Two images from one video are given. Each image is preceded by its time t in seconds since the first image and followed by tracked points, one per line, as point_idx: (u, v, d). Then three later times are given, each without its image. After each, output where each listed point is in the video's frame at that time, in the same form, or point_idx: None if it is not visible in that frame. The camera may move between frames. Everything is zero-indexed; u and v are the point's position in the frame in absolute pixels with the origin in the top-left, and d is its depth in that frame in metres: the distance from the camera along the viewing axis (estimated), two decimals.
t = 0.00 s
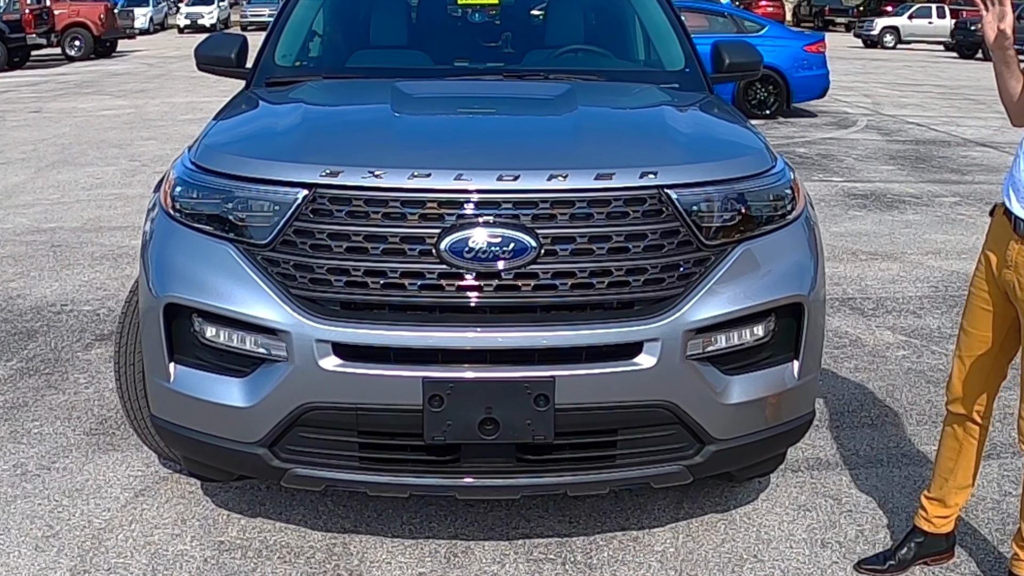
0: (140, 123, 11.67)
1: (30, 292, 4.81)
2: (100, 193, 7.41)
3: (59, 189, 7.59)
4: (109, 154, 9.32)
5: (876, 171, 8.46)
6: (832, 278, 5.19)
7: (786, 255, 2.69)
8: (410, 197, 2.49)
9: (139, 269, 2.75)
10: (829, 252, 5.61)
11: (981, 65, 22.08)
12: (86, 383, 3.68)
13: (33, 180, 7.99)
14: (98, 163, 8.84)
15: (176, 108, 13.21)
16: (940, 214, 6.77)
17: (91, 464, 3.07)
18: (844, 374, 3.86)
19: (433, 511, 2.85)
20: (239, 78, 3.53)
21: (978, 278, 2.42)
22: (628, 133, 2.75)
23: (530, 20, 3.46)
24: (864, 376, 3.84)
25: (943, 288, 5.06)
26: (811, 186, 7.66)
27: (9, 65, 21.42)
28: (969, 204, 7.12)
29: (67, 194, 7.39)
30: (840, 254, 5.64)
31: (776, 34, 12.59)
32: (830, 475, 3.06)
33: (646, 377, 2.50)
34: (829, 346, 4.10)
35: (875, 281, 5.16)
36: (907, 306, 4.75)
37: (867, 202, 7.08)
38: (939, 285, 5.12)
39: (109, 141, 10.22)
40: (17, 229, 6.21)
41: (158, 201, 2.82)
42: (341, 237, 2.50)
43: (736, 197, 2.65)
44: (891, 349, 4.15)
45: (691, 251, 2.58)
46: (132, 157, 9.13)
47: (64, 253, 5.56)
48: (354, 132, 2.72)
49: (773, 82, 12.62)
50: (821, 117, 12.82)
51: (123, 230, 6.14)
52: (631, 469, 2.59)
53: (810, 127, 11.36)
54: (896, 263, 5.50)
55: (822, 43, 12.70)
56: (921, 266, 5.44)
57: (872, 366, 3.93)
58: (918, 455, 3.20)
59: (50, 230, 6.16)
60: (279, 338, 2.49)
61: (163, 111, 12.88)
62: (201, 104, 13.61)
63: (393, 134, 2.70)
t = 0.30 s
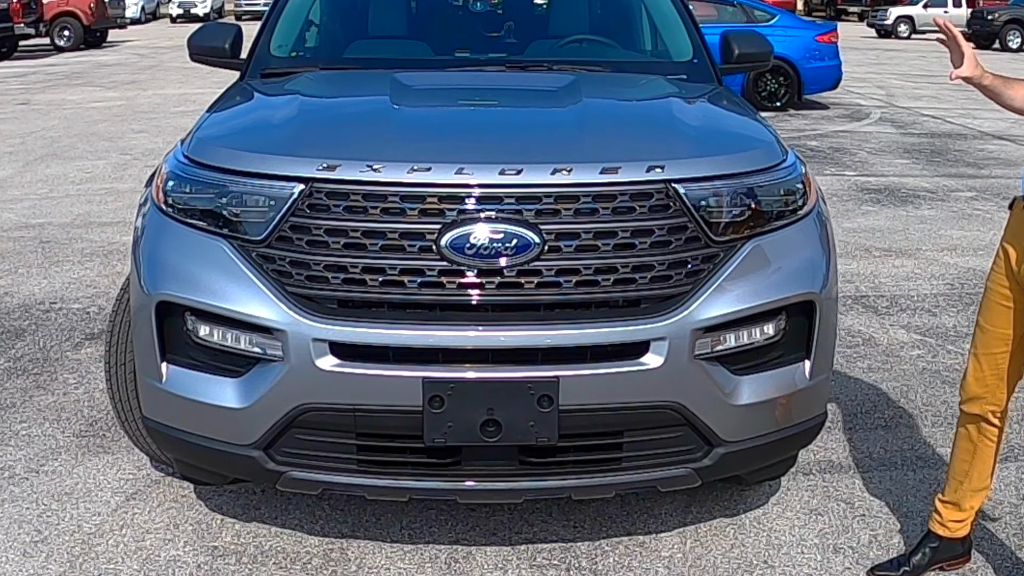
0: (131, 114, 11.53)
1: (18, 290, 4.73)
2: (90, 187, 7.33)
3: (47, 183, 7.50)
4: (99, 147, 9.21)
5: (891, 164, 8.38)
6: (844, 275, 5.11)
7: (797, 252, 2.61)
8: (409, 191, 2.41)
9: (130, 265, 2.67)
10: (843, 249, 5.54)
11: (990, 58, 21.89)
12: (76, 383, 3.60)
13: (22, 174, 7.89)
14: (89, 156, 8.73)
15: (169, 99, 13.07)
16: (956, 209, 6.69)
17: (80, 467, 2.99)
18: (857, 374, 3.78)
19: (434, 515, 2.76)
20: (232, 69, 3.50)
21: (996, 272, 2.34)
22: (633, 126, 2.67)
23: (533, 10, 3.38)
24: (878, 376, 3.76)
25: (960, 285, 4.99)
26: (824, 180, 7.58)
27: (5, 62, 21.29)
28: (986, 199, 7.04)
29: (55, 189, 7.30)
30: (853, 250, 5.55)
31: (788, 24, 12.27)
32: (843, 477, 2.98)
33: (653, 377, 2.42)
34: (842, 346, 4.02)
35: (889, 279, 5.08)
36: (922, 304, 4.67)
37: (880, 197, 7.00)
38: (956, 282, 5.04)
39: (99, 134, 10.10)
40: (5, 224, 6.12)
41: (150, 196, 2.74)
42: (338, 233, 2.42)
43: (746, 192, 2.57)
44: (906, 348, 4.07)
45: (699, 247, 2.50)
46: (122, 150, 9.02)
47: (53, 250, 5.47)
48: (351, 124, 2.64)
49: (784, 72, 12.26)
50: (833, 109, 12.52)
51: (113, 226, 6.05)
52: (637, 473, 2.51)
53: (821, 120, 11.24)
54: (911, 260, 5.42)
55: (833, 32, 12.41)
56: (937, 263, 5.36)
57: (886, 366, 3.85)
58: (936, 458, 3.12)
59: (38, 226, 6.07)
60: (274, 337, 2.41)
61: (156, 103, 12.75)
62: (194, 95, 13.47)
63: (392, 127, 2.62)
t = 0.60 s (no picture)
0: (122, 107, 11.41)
1: (5, 287, 4.65)
2: (80, 181, 7.24)
3: (35, 177, 7.40)
4: (89, 139, 9.11)
5: (907, 158, 8.30)
6: (858, 272, 5.03)
7: (809, 248, 2.53)
8: (409, 185, 2.33)
9: (121, 262, 2.59)
10: (856, 245, 5.46)
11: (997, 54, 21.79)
12: (64, 384, 3.52)
13: (10, 167, 7.79)
14: (78, 149, 8.63)
15: (160, 90, 12.93)
16: (972, 204, 6.61)
17: (69, 470, 2.91)
18: (871, 375, 3.70)
19: (435, 520, 2.68)
20: (225, 59, 3.44)
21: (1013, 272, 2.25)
22: (640, 118, 2.59)
23: None
24: (893, 376, 3.68)
25: (977, 283, 4.91)
26: (837, 174, 7.50)
27: None
28: (1004, 193, 6.97)
29: (44, 183, 7.21)
30: (867, 246, 5.47)
31: (799, 13, 11.92)
32: (856, 481, 2.91)
33: (661, 378, 2.34)
34: (855, 345, 3.94)
35: (903, 275, 5.00)
36: (938, 301, 4.60)
37: (895, 191, 6.93)
38: (973, 279, 4.97)
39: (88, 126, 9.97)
40: None
41: (141, 190, 2.66)
42: (335, 229, 2.34)
43: (756, 187, 2.49)
44: (920, 347, 3.99)
45: (708, 243, 2.42)
46: (113, 143, 8.92)
47: (42, 246, 5.38)
48: (349, 116, 2.56)
49: (795, 63, 11.94)
50: (846, 101, 12.23)
51: (103, 222, 5.97)
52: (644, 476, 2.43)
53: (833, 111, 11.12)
54: (926, 256, 5.35)
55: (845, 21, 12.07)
56: (953, 260, 5.28)
57: (900, 366, 3.77)
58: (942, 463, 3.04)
59: (25, 222, 5.98)
60: (269, 336, 2.33)
61: (146, 93, 12.61)
62: (183, 85, 13.32)
63: (391, 119, 2.54)
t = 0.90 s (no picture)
0: (113, 99, 11.30)
1: None
2: (70, 176, 7.15)
3: (22, 171, 7.30)
4: (79, 133, 9.01)
5: (923, 152, 8.21)
6: (872, 269, 4.95)
7: (822, 244, 2.45)
8: (409, 179, 2.25)
9: (111, 258, 2.51)
10: (870, 242, 5.38)
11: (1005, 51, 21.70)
12: (52, 384, 3.43)
13: None
14: (66, 143, 8.52)
15: (151, 81, 12.80)
16: (991, 200, 6.52)
17: (58, 474, 2.83)
18: (886, 375, 3.63)
19: (435, 524, 2.60)
20: (218, 48, 3.37)
21: None
22: (646, 109, 2.51)
23: None
24: (909, 376, 3.61)
25: (994, 280, 4.83)
26: (851, 168, 7.42)
27: None
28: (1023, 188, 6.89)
29: (32, 177, 7.11)
30: (881, 243, 5.39)
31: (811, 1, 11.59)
32: (870, 484, 2.83)
33: (668, 378, 2.26)
34: (870, 344, 3.87)
35: (919, 273, 4.92)
36: (954, 299, 4.51)
37: (910, 185, 6.85)
38: (991, 276, 4.89)
39: (76, 119, 9.85)
40: None
41: (132, 184, 2.58)
42: (332, 224, 2.26)
43: (766, 181, 2.41)
44: (936, 347, 3.91)
45: (717, 239, 2.34)
46: (103, 137, 8.82)
47: (30, 242, 5.29)
48: (346, 108, 2.48)
49: (808, 53, 11.63)
50: (859, 92, 11.97)
51: (92, 217, 5.88)
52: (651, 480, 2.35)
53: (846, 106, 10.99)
54: (943, 253, 5.27)
55: (859, 9, 11.74)
56: (971, 257, 5.20)
57: (916, 366, 3.69)
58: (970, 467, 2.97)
59: (12, 217, 5.89)
60: (264, 335, 2.26)
61: (136, 84, 12.47)
62: (174, 77, 13.19)
63: (391, 111, 2.46)
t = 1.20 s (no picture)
0: (98, 87, 11.15)
1: None
2: (56, 168, 7.05)
3: (9, 165, 7.20)
4: (64, 123, 8.91)
5: (942, 142, 8.06)
6: (887, 266, 4.87)
7: (835, 240, 2.37)
8: (408, 173, 2.17)
9: (101, 255, 2.42)
10: (885, 238, 5.30)
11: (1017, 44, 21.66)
12: (39, 385, 3.35)
13: None
14: (53, 135, 8.40)
15: (142, 71, 12.67)
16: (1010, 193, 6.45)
17: (45, 477, 2.75)
18: (901, 375, 3.55)
19: (435, 529, 2.52)
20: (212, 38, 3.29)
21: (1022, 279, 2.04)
22: (653, 101, 2.43)
23: None
24: (926, 376, 3.53)
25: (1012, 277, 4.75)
26: (866, 161, 7.35)
27: None
28: None
29: (18, 170, 7.02)
30: (897, 238, 5.31)
31: None
32: (884, 488, 2.75)
33: (677, 378, 2.19)
34: (886, 344, 3.79)
35: (936, 269, 4.84)
36: (972, 297, 4.43)
37: (928, 178, 6.77)
38: (1009, 273, 4.81)
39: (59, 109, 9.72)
40: None
41: (122, 178, 2.50)
42: (329, 219, 2.18)
43: (777, 175, 2.33)
44: (954, 346, 3.83)
45: (727, 234, 2.26)
46: (92, 128, 8.72)
47: (17, 238, 5.20)
48: (343, 100, 2.40)
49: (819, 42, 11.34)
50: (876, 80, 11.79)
51: (82, 212, 5.80)
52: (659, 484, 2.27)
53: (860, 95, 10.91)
54: (961, 248, 5.19)
55: None
56: (989, 253, 5.12)
57: (933, 366, 3.61)
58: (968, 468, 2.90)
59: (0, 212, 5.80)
60: (259, 334, 2.18)
61: (125, 73, 12.34)
62: (164, 66, 13.05)
63: (390, 102, 2.38)
